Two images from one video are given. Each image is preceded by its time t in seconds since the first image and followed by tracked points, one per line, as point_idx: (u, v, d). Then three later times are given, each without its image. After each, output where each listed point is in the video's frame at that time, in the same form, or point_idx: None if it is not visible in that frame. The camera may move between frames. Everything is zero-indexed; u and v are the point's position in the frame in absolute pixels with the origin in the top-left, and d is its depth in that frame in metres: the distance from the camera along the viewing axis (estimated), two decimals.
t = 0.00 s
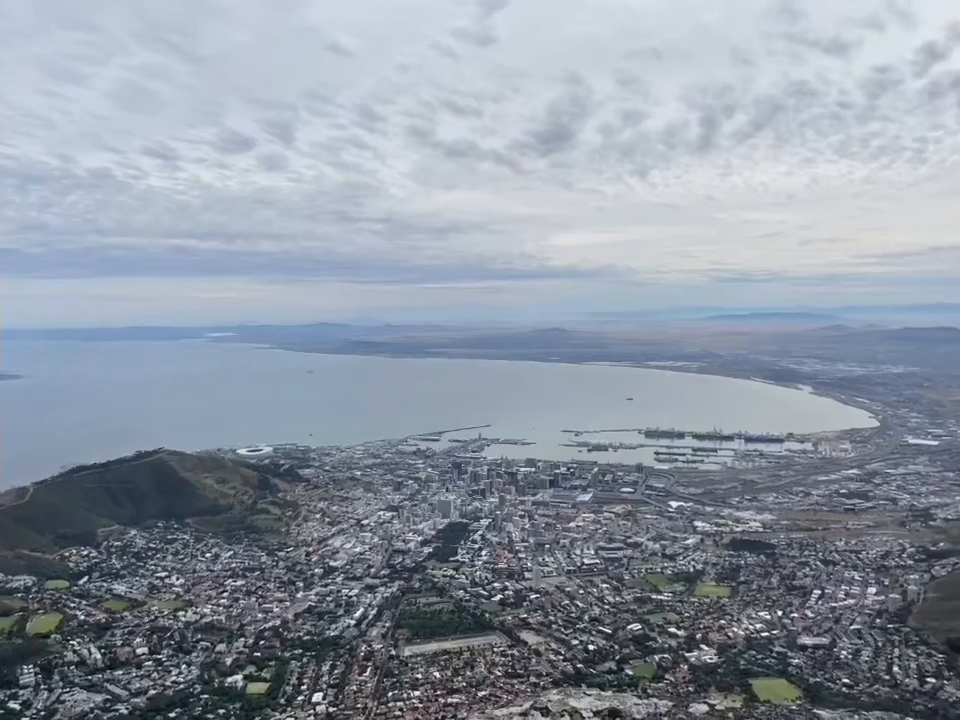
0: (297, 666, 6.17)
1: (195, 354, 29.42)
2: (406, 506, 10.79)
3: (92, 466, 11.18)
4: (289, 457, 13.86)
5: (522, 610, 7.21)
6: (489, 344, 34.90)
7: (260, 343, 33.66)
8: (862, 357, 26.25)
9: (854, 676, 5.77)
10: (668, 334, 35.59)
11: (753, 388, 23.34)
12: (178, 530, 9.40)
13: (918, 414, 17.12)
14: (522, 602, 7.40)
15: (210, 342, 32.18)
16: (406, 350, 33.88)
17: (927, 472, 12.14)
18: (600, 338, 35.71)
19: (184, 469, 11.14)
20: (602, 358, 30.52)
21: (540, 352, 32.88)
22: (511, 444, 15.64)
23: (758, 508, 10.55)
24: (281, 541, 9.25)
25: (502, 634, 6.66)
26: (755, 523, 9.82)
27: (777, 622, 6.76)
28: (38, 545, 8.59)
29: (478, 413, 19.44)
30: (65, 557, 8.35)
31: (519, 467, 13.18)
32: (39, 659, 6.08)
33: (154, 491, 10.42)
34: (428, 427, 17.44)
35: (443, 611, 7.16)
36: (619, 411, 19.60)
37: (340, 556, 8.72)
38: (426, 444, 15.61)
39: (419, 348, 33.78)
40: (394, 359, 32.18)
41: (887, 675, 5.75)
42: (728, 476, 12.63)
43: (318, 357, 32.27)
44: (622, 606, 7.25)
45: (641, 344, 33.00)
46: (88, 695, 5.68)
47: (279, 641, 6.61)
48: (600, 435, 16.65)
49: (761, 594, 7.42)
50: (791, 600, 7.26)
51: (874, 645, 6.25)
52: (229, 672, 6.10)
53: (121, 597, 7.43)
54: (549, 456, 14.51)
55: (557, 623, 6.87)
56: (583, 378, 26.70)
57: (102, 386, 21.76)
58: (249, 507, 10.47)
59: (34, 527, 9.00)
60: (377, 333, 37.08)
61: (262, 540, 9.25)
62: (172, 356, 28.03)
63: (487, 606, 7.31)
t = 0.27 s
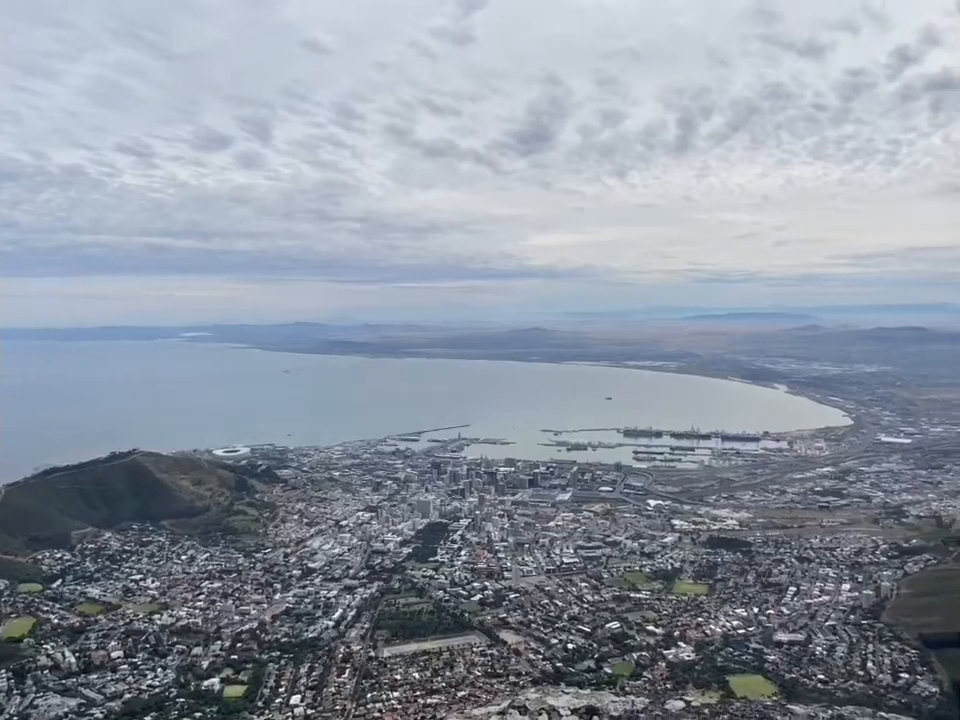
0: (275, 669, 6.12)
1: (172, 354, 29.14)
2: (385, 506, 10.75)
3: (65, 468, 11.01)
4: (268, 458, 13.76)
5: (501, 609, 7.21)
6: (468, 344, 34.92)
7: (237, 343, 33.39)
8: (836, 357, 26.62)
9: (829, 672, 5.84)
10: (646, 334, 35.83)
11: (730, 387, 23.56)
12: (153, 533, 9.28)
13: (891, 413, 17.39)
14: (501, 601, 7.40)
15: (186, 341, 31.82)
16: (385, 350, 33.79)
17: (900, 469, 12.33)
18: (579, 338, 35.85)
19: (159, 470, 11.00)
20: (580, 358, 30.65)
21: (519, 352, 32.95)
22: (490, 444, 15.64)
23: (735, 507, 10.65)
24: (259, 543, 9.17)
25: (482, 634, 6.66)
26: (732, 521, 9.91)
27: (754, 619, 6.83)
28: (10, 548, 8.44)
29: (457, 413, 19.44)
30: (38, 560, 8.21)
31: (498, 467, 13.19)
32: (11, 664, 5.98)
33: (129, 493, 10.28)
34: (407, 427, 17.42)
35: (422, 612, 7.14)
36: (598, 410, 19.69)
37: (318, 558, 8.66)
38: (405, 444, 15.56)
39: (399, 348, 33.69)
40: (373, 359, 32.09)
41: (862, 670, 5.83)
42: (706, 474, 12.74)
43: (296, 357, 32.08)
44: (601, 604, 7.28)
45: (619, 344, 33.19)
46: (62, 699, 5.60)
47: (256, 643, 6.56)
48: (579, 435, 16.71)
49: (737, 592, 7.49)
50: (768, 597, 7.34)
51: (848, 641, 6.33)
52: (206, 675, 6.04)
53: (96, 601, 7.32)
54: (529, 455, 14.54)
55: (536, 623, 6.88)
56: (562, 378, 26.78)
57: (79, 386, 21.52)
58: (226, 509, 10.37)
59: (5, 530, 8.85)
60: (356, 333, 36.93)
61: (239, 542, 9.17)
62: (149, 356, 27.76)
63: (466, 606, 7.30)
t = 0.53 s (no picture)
0: (252, 670, 6.08)
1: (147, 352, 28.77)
2: (363, 506, 10.71)
3: (36, 469, 10.82)
4: (244, 458, 13.64)
5: (480, 608, 7.22)
6: (447, 343, 34.90)
7: (213, 342, 33.06)
8: (810, 356, 26.98)
9: (804, 667, 5.92)
10: (623, 334, 36.04)
11: (706, 386, 23.76)
12: (127, 535, 9.16)
13: (863, 411, 17.66)
14: (480, 600, 7.41)
15: (160, 340, 31.40)
16: (363, 349, 33.66)
17: (872, 467, 12.53)
18: (558, 338, 35.98)
19: (133, 472, 10.85)
20: (559, 357, 30.75)
21: (497, 351, 32.99)
22: (469, 443, 15.63)
23: (711, 504, 10.75)
24: (235, 544, 9.09)
25: (460, 633, 6.67)
26: (708, 518, 10.00)
27: (730, 615, 6.91)
28: None
29: (436, 412, 19.41)
30: (10, 563, 8.07)
31: (477, 466, 13.19)
32: None
33: (102, 495, 10.14)
34: (386, 427, 17.37)
35: (401, 612, 7.12)
36: (576, 409, 19.76)
37: (296, 558, 8.61)
38: (383, 444, 15.50)
39: (377, 348, 33.56)
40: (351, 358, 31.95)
41: (835, 665, 5.92)
42: (683, 473, 12.84)
43: (274, 356, 31.83)
44: (580, 602, 7.32)
45: (597, 344, 33.36)
46: (35, 703, 5.51)
47: (234, 645, 6.50)
48: (557, 434, 16.77)
49: (714, 588, 7.57)
50: (743, 593, 7.42)
51: (822, 636, 6.42)
52: (182, 677, 5.98)
53: (69, 604, 7.21)
54: (507, 454, 14.57)
55: (515, 621, 6.90)
56: (541, 377, 26.84)
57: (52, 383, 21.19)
58: (202, 510, 10.27)
59: None
60: (334, 333, 36.74)
61: (215, 543, 9.08)
62: (125, 354, 27.40)
63: (445, 606, 7.30)
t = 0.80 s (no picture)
0: (228, 672, 6.02)
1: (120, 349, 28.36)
2: (342, 506, 10.66)
3: (6, 470, 10.62)
4: (220, 458, 13.50)
5: (459, 607, 7.21)
6: (426, 342, 34.83)
7: (190, 340, 32.68)
8: (785, 355, 27.30)
9: (779, 662, 5.99)
10: (602, 333, 36.20)
11: (683, 385, 23.94)
12: (101, 536, 9.03)
13: (837, 409, 17.91)
14: (459, 599, 7.40)
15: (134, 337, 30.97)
16: (342, 348, 33.49)
17: (845, 464, 12.70)
18: (536, 337, 36.06)
19: (107, 473, 10.70)
20: (537, 356, 30.82)
21: (476, 350, 32.99)
22: (448, 442, 15.61)
23: (688, 502, 10.84)
24: (211, 545, 9.00)
25: (439, 632, 6.66)
26: (685, 516, 10.08)
27: (707, 611, 6.97)
28: None
29: (415, 411, 19.37)
30: None
31: (456, 465, 13.18)
32: None
33: (76, 496, 9.98)
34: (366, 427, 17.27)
35: (379, 612, 7.09)
36: (555, 408, 19.81)
37: (273, 559, 8.55)
38: (362, 444, 15.43)
39: (355, 347, 33.42)
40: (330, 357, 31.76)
41: (810, 660, 6.00)
42: (660, 470, 12.93)
43: (250, 355, 31.55)
44: (558, 600, 7.34)
45: (576, 343, 33.48)
46: (7, 708, 5.43)
47: (210, 646, 6.44)
48: (536, 432, 16.80)
49: (691, 585, 7.63)
50: (720, 589, 7.49)
51: (797, 631, 6.51)
52: (158, 680, 5.92)
53: (41, 606, 7.10)
54: (486, 453, 14.57)
55: (494, 620, 6.91)
56: (520, 376, 26.87)
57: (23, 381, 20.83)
58: (177, 511, 10.15)
59: None
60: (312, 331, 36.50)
61: (191, 544, 8.99)
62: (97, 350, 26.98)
63: (424, 605, 7.28)
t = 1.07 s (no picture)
0: (206, 673, 5.97)
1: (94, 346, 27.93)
2: (320, 505, 10.60)
3: None
4: (197, 458, 13.37)
5: (438, 606, 7.21)
6: (405, 341, 34.76)
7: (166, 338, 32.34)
8: (761, 353, 27.61)
9: (755, 657, 6.06)
10: (580, 332, 36.37)
11: (661, 383, 24.11)
12: (75, 537, 8.90)
13: (811, 406, 18.17)
14: (438, 598, 7.40)
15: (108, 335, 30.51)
16: (320, 347, 33.32)
17: (820, 460, 12.88)
18: (516, 335, 36.13)
19: (81, 473, 10.55)
20: (517, 355, 30.89)
21: (455, 349, 33.00)
22: (427, 441, 15.59)
23: (666, 498, 10.93)
24: (187, 545, 8.92)
25: (419, 631, 6.66)
26: (663, 513, 10.16)
27: (684, 607, 7.03)
28: None
29: (394, 410, 19.32)
30: None
31: (436, 464, 13.17)
32: None
33: (49, 496, 9.83)
34: (344, 425, 17.18)
35: (358, 611, 7.07)
36: (534, 406, 19.86)
37: (251, 559, 8.48)
38: (340, 443, 15.35)
39: (333, 345, 33.25)
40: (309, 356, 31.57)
41: (785, 654, 6.08)
42: (638, 468, 13.02)
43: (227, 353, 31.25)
44: (537, 598, 7.37)
45: (555, 341, 33.58)
46: None
47: (187, 647, 6.39)
48: (515, 430, 16.83)
49: (668, 581, 7.70)
50: (697, 585, 7.56)
51: (773, 626, 6.59)
52: (133, 681, 5.86)
53: (13, 608, 6.99)
54: (465, 452, 14.58)
55: (474, 618, 6.92)
56: (499, 374, 26.89)
57: None
58: (153, 511, 10.04)
59: None
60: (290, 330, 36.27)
61: (167, 545, 8.89)
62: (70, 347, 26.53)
63: (403, 604, 7.27)
